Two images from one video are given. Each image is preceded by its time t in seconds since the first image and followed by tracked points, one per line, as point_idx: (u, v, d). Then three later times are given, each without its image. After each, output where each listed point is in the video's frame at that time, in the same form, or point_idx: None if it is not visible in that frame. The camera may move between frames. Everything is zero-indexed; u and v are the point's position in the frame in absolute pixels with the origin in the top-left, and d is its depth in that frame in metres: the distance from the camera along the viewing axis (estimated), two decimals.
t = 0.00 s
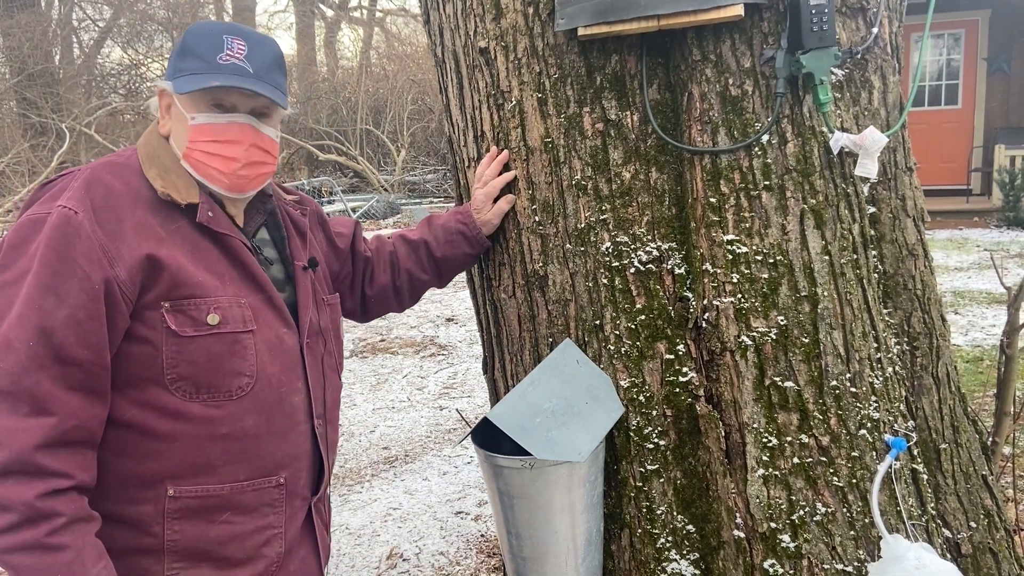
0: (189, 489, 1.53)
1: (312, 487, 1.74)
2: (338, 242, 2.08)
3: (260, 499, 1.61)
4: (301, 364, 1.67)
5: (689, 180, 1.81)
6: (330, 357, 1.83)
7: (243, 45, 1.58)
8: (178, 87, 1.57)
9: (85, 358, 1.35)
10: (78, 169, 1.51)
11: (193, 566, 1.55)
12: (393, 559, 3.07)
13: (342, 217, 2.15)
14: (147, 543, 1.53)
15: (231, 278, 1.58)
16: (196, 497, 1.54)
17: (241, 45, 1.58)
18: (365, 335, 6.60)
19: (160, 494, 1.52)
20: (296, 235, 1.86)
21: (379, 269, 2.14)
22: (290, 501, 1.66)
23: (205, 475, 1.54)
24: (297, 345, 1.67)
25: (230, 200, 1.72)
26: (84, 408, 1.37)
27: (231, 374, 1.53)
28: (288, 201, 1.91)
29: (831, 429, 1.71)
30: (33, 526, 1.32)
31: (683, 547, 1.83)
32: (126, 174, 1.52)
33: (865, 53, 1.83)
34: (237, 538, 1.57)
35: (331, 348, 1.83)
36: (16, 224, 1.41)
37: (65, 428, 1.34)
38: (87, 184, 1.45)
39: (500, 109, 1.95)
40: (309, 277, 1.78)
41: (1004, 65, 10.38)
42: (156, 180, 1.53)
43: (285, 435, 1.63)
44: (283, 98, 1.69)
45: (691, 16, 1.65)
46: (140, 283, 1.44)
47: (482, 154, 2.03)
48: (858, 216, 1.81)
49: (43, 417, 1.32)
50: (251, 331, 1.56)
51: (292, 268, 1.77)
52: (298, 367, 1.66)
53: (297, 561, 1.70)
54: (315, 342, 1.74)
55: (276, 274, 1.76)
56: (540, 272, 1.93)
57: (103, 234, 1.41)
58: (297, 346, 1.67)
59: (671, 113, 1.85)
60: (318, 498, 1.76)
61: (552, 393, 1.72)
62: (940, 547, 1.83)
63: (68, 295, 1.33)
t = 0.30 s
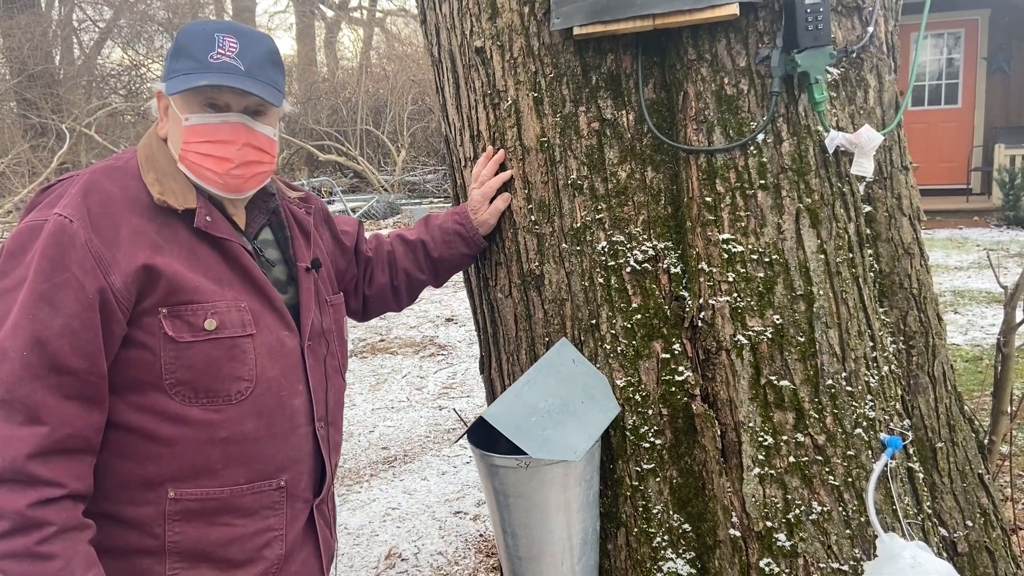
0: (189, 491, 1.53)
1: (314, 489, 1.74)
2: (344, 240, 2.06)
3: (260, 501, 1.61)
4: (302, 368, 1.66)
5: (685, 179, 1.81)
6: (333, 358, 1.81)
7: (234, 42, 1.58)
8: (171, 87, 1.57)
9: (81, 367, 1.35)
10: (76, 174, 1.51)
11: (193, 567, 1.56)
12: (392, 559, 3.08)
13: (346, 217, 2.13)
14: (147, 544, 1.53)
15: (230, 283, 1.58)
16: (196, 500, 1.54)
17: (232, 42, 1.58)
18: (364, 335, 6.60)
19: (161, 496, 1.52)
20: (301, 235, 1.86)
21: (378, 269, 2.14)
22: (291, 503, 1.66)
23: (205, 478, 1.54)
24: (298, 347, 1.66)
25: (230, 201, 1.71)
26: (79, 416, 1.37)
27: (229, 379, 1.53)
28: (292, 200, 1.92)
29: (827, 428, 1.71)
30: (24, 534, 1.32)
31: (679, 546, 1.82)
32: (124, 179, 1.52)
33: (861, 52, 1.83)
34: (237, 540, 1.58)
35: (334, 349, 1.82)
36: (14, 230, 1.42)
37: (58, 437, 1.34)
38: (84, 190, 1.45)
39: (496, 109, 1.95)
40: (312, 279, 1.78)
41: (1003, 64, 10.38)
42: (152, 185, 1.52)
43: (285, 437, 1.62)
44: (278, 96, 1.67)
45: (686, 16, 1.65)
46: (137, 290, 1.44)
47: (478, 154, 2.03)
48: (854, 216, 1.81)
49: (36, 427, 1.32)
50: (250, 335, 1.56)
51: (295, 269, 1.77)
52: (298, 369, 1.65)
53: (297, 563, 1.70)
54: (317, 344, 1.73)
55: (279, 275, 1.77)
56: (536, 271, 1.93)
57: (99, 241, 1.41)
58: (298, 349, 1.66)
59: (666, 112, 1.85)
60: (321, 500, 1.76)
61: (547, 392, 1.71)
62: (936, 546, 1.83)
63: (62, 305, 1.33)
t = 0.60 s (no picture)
0: (193, 501, 1.53)
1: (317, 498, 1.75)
2: (350, 244, 2.05)
3: (263, 512, 1.61)
4: (310, 380, 1.67)
5: (685, 179, 1.81)
6: (339, 368, 1.82)
7: (257, 49, 1.59)
8: (192, 94, 1.58)
9: (92, 378, 1.36)
10: (90, 178, 1.50)
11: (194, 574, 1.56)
12: (393, 559, 3.08)
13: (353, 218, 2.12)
14: (149, 551, 1.53)
15: (242, 294, 1.58)
16: (200, 510, 1.54)
17: (255, 49, 1.59)
18: (364, 335, 6.60)
19: (165, 504, 1.52)
20: (313, 244, 1.86)
21: (379, 270, 2.14)
22: (292, 513, 1.67)
23: (210, 488, 1.54)
24: (307, 359, 1.66)
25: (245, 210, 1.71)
26: (88, 426, 1.37)
27: (239, 392, 1.53)
28: (304, 205, 1.92)
29: (827, 428, 1.71)
30: (32, 543, 1.32)
31: (679, 546, 1.82)
32: (138, 184, 1.51)
33: (861, 52, 1.83)
34: (238, 550, 1.58)
35: (341, 360, 1.83)
36: (25, 233, 1.41)
37: (67, 447, 1.34)
38: (99, 196, 1.45)
39: (496, 109, 1.95)
40: (323, 289, 1.78)
41: (1003, 64, 10.38)
42: (167, 192, 1.52)
43: (291, 450, 1.63)
44: (300, 104, 1.67)
45: (686, 16, 1.65)
46: (150, 300, 1.44)
47: (478, 154, 2.03)
48: (854, 216, 1.81)
49: (46, 437, 1.31)
50: (261, 349, 1.56)
51: (307, 278, 1.77)
52: (306, 382, 1.66)
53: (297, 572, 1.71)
54: (324, 355, 1.74)
55: (290, 283, 1.77)
56: (536, 272, 1.93)
57: (113, 250, 1.41)
58: (307, 361, 1.67)
59: (666, 112, 1.85)
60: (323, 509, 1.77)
61: (548, 393, 1.71)
62: (936, 546, 1.83)
63: (76, 315, 1.33)
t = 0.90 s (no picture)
0: (200, 508, 1.53)
1: (322, 505, 1.75)
2: (355, 248, 2.05)
3: (269, 519, 1.61)
4: (318, 387, 1.67)
5: (686, 180, 1.80)
6: (347, 375, 1.82)
7: (276, 57, 1.59)
8: (208, 99, 1.56)
9: (105, 385, 1.35)
10: (102, 182, 1.50)
11: None
12: (394, 560, 3.07)
13: (356, 220, 2.12)
14: (154, 557, 1.53)
15: (253, 300, 1.58)
16: (207, 516, 1.54)
17: (274, 57, 1.59)
18: (364, 335, 6.60)
19: (171, 510, 1.52)
20: (322, 248, 1.87)
21: (382, 273, 2.14)
22: (298, 521, 1.67)
23: (217, 495, 1.54)
24: (316, 366, 1.66)
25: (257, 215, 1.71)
26: (99, 432, 1.37)
27: (249, 400, 1.53)
28: (314, 208, 1.92)
29: (829, 429, 1.70)
30: (43, 550, 1.33)
31: (682, 548, 1.82)
32: (150, 188, 1.50)
33: (862, 52, 1.83)
34: (244, 557, 1.58)
35: (348, 367, 1.84)
36: (36, 237, 1.40)
37: (80, 455, 1.34)
38: (112, 200, 1.44)
39: (497, 110, 1.95)
40: (331, 294, 1.79)
41: (1004, 64, 10.37)
42: (181, 197, 1.51)
43: (299, 457, 1.63)
44: (317, 112, 1.68)
45: (688, 16, 1.64)
46: (162, 306, 1.44)
47: (480, 156, 2.03)
48: (857, 216, 1.81)
49: (58, 444, 1.32)
50: (272, 356, 1.56)
51: (316, 284, 1.78)
52: (315, 390, 1.66)
53: None
54: (333, 362, 1.74)
55: (299, 288, 1.78)
56: (538, 272, 1.93)
57: (127, 256, 1.41)
58: (316, 368, 1.67)
59: (668, 113, 1.84)
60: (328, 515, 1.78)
61: (549, 393, 1.71)
62: (939, 547, 1.82)
63: (89, 321, 1.33)
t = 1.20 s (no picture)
0: (204, 510, 1.54)
1: (325, 507, 1.76)
2: (357, 249, 2.05)
3: (273, 522, 1.62)
4: (323, 389, 1.68)
5: (688, 181, 1.81)
6: (351, 377, 1.83)
7: (285, 60, 1.59)
8: (217, 101, 1.57)
9: (111, 385, 1.36)
10: (108, 182, 1.50)
11: None
12: (394, 561, 3.08)
13: (358, 222, 2.11)
14: (157, 559, 1.53)
15: (259, 302, 1.58)
16: (211, 519, 1.54)
17: (283, 60, 1.59)
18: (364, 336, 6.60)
19: (175, 512, 1.53)
20: (326, 250, 1.87)
21: (384, 274, 2.14)
22: (301, 523, 1.67)
23: (222, 497, 1.55)
24: (320, 369, 1.67)
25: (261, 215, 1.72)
26: (104, 434, 1.37)
27: (254, 402, 1.53)
28: (318, 211, 1.92)
29: (830, 429, 1.70)
30: (48, 552, 1.33)
31: (683, 548, 1.82)
32: (157, 189, 1.51)
33: (864, 53, 1.83)
34: (248, 559, 1.59)
35: (351, 369, 1.84)
36: (43, 238, 1.40)
37: (85, 456, 1.34)
38: (119, 201, 1.44)
39: (499, 111, 1.95)
40: (336, 297, 1.79)
41: (1004, 65, 10.37)
42: (187, 199, 1.51)
43: (303, 460, 1.63)
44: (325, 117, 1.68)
45: (690, 17, 1.65)
46: (169, 307, 1.44)
47: (482, 157, 2.04)
48: (858, 217, 1.81)
49: (64, 445, 1.32)
50: (278, 358, 1.56)
51: (320, 286, 1.78)
52: (319, 392, 1.66)
53: None
54: (337, 364, 1.75)
55: (303, 290, 1.78)
56: (539, 273, 1.93)
57: (134, 257, 1.41)
58: (320, 370, 1.67)
59: (669, 114, 1.84)
60: (331, 518, 1.78)
61: (551, 394, 1.71)
62: (940, 548, 1.83)
63: (96, 322, 1.33)
